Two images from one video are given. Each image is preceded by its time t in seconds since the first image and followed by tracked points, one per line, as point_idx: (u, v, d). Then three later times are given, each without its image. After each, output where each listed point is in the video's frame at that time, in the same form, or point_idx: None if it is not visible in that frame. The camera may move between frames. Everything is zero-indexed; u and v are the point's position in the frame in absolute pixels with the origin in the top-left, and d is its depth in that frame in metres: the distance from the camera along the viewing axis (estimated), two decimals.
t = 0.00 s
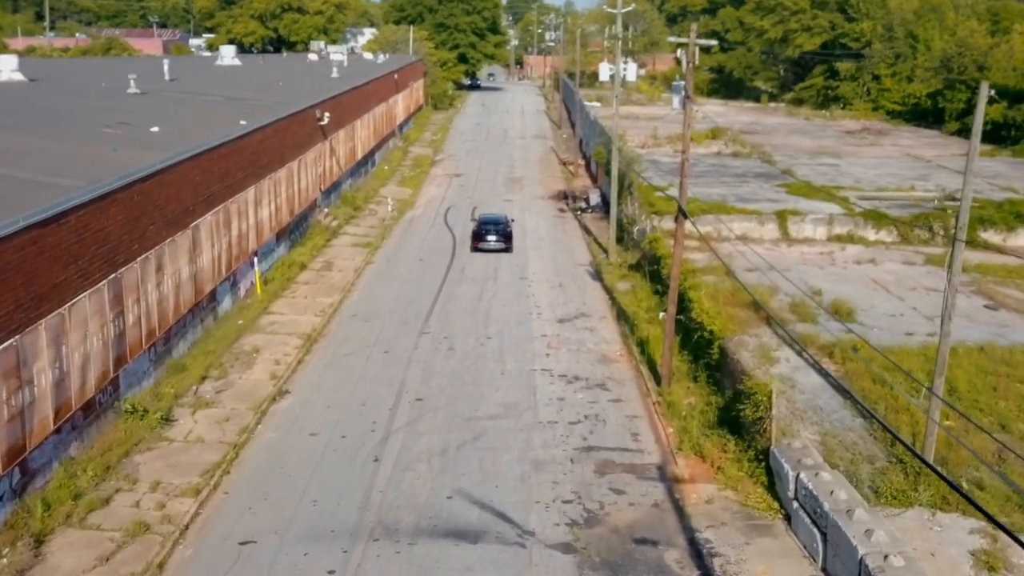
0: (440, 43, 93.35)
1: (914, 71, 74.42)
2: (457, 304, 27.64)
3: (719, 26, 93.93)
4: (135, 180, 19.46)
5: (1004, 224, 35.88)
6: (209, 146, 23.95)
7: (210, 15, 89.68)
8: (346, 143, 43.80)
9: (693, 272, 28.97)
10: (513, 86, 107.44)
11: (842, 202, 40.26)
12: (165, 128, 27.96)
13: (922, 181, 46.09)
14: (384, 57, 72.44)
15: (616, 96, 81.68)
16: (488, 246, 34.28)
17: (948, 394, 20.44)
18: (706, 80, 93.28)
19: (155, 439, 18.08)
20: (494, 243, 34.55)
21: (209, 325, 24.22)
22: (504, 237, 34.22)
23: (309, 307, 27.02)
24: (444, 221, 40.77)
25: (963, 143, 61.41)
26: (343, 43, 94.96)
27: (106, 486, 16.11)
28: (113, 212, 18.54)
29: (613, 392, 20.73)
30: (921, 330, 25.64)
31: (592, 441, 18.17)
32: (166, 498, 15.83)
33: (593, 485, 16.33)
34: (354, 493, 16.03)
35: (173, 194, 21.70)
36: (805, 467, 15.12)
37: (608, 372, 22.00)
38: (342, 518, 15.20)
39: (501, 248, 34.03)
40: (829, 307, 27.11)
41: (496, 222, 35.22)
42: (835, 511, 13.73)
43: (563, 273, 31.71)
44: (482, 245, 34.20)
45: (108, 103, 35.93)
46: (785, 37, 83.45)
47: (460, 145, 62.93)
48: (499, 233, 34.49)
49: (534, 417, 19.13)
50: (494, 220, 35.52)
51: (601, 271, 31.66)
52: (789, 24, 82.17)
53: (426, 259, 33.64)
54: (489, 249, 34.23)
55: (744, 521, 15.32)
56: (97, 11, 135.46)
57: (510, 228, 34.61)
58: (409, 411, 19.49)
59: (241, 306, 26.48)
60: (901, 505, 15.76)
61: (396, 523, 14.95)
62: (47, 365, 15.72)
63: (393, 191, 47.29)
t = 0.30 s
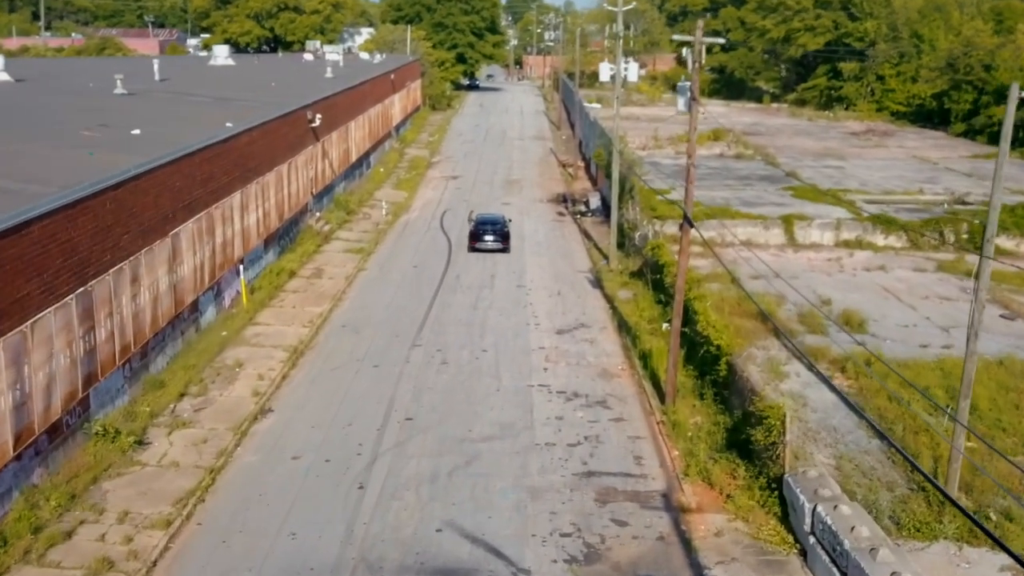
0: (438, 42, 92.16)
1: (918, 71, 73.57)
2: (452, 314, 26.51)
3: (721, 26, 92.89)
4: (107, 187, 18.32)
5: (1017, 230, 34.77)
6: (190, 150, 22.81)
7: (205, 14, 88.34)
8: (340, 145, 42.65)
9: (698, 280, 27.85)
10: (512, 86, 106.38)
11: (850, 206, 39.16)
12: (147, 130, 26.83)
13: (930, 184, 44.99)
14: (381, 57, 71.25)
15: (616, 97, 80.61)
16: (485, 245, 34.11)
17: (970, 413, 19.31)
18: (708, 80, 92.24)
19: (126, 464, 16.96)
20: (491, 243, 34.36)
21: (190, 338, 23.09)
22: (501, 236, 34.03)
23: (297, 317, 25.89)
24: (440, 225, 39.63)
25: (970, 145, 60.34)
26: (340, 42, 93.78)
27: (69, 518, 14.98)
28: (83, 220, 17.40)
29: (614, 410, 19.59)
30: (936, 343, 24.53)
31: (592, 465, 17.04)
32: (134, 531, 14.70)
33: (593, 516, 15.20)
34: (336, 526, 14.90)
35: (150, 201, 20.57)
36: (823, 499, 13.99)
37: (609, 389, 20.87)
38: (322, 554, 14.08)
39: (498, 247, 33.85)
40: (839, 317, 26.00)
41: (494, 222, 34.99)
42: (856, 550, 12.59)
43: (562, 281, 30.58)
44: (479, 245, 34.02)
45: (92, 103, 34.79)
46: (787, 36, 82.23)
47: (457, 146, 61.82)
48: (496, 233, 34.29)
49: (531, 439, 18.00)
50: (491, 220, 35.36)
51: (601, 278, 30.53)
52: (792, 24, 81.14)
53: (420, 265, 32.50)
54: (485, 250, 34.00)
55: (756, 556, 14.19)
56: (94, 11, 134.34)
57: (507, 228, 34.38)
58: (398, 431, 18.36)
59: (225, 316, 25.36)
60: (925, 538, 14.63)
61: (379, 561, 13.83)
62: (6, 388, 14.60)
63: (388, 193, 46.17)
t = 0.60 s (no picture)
0: (436, 42, 91.08)
1: (923, 72, 72.88)
2: (446, 323, 25.48)
3: (722, 26, 91.72)
4: (78, 194, 17.29)
5: None
6: (171, 153, 21.78)
7: (200, 14, 87.21)
8: (334, 147, 41.64)
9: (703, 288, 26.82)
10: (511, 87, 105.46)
11: (857, 209, 38.14)
12: (129, 132, 25.78)
13: (939, 187, 44.00)
14: (378, 57, 70.20)
15: (616, 97, 79.71)
16: (483, 245, 33.90)
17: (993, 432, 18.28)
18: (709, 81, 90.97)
19: (97, 488, 15.90)
20: (489, 243, 34.09)
21: (172, 350, 22.05)
22: (500, 237, 33.80)
23: (285, 327, 24.84)
24: (436, 229, 38.61)
25: (976, 146, 59.42)
26: (337, 42, 92.75)
27: (31, 550, 13.92)
28: (52, 228, 16.35)
29: (617, 429, 18.57)
30: (952, 355, 23.52)
31: (593, 489, 16.01)
32: (100, 565, 13.64)
33: (596, 547, 14.17)
34: (318, 559, 13.87)
35: (127, 208, 19.54)
36: (844, 532, 12.95)
37: (611, 404, 19.85)
38: None
39: (497, 247, 33.64)
40: (850, 326, 24.98)
41: (492, 222, 34.82)
42: None
43: (561, 287, 29.54)
44: (478, 245, 33.80)
45: (76, 103, 33.73)
46: (790, 35, 80.72)
47: (455, 147, 60.81)
48: (495, 233, 34.04)
49: (529, 460, 16.97)
50: (489, 220, 35.18)
51: (602, 285, 29.50)
52: (795, 23, 79.33)
53: (414, 271, 31.46)
54: (484, 250, 33.85)
55: None
56: (92, 11, 132.05)
57: (505, 228, 34.26)
58: (388, 452, 17.33)
59: (210, 326, 24.31)
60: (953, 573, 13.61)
61: None
62: None
63: (384, 196, 45.17)
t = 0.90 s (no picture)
0: (435, 42, 89.96)
1: (928, 72, 72.12)
2: (443, 333, 24.38)
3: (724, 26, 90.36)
4: (46, 200, 16.17)
5: None
6: (151, 156, 20.68)
7: (197, 14, 86.13)
8: (329, 148, 40.55)
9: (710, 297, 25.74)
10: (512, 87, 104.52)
11: (866, 213, 37.09)
12: (111, 135, 24.68)
13: (949, 189, 42.93)
14: (375, 57, 69.09)
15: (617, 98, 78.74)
16: (481, 246, 33.63)
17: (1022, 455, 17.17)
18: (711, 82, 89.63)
19: (64, 518, 14.81)
20: (487, 244, 33.78)
21: (153, 364, 20.96)
22: (498, 237, 33.50)
23: (273, 338, 23.76)
24: (434, 233, 37.53)
25: (984, 148, 58.43)
26: (335, 42, 91.69)
27: None
28: (18, 237, 15.26)
29: (622, 450, 17.47)
30: (972, 368, 22.43)
31: (597, 519, 14.92)
32: None
33: None
34: None
35: (103, 214, 18.45)
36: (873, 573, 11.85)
37: (615, 422, 18.75)
38: None
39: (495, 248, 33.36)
40: (865, 337, 23.89)
41: (490, 222, 34.46)
42: None
43: (562, 295, 28.44)
44: (476, 245, 33.54)
45: (60, 104, 32.61)
46: (793, 36, 78.80)
47: (453, 149, 59.74)
48: (494, 233, 33.75)
49: (528, 485, 15.88)
50: (488, 220, 34.89)
51: (604, 292, 28.43)
52: (799, 23, 77.46)
53: (410, 277, 30.35)
54: (483, 251, 33.53)
55: None
56: (89, 11, 130.98)
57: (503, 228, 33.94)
58: (377, 476, 16.24)
59: (195, 337, 23.22)
60: None
61: None
62: None
63: (380, 199, 44.09)
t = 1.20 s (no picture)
0: (438, 42, 88.91)
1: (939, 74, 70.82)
2: (443, 344, 23.30)
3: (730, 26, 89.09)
4: (17, 208, 15.18)
5: None
6: (134, 159, 19.62)
7: (197, 13, 85.19)
8: (328, 150, 39.49)
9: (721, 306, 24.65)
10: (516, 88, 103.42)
11: (880, 217, 35.99)
12: (95, 136, 23.62)
13: (964, 193, 41.79)
14: (377, 57, 68.07)
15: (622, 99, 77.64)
16: (485, 246, 33.36)
17: None
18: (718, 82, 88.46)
19: (32, 550, 13.73)
20: (491, 244, 33.47)
21: (137, 378, 19.88)
22: (502, 237, 33.19)
23: (265, 349, 22.71)
24: (436, 237, 36.49)
25: (998, 150, 57.29)
26: (337, 42, 90.67)
27: None
28: None
29: (633, 473, 16.36)
30: (999, 382, 21.30)
31: (607, 551, 13.84)
32: None
33: None
34: None
35: (81, 221, 17.39)
36: None
37: (625, 443, 17.65)
38: None
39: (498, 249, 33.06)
40: (885, 349, 22.78)
41: (493, 223, 34.27)
42: None
43: (567, 302, 27.36)
44: (480, 245, 33.28)
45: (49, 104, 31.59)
46: (801, 36, 77.37)
47: (456, 150, 58.67)
48: (498, 233, 33.47)
49: (533, 514, 14.79)
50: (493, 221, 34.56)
51: (611, 300, 27.35)
52: (806, 23, 76.00)
53: (409, 283, 29.29)
54: (486, 250, 33.26)
55: None
56: (92, 12, 129.86)
57: (507, 229, 33.73)
58: (370, 503, 15.17)
59: (183, 349, 22.14)
60: None
61: None
62: None
63: (380, 202, 43.04)
